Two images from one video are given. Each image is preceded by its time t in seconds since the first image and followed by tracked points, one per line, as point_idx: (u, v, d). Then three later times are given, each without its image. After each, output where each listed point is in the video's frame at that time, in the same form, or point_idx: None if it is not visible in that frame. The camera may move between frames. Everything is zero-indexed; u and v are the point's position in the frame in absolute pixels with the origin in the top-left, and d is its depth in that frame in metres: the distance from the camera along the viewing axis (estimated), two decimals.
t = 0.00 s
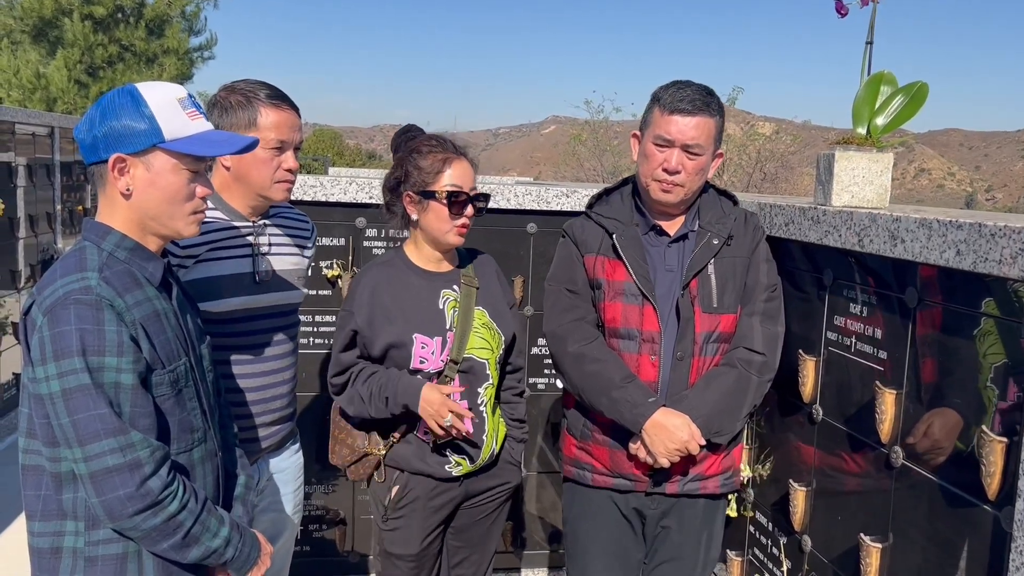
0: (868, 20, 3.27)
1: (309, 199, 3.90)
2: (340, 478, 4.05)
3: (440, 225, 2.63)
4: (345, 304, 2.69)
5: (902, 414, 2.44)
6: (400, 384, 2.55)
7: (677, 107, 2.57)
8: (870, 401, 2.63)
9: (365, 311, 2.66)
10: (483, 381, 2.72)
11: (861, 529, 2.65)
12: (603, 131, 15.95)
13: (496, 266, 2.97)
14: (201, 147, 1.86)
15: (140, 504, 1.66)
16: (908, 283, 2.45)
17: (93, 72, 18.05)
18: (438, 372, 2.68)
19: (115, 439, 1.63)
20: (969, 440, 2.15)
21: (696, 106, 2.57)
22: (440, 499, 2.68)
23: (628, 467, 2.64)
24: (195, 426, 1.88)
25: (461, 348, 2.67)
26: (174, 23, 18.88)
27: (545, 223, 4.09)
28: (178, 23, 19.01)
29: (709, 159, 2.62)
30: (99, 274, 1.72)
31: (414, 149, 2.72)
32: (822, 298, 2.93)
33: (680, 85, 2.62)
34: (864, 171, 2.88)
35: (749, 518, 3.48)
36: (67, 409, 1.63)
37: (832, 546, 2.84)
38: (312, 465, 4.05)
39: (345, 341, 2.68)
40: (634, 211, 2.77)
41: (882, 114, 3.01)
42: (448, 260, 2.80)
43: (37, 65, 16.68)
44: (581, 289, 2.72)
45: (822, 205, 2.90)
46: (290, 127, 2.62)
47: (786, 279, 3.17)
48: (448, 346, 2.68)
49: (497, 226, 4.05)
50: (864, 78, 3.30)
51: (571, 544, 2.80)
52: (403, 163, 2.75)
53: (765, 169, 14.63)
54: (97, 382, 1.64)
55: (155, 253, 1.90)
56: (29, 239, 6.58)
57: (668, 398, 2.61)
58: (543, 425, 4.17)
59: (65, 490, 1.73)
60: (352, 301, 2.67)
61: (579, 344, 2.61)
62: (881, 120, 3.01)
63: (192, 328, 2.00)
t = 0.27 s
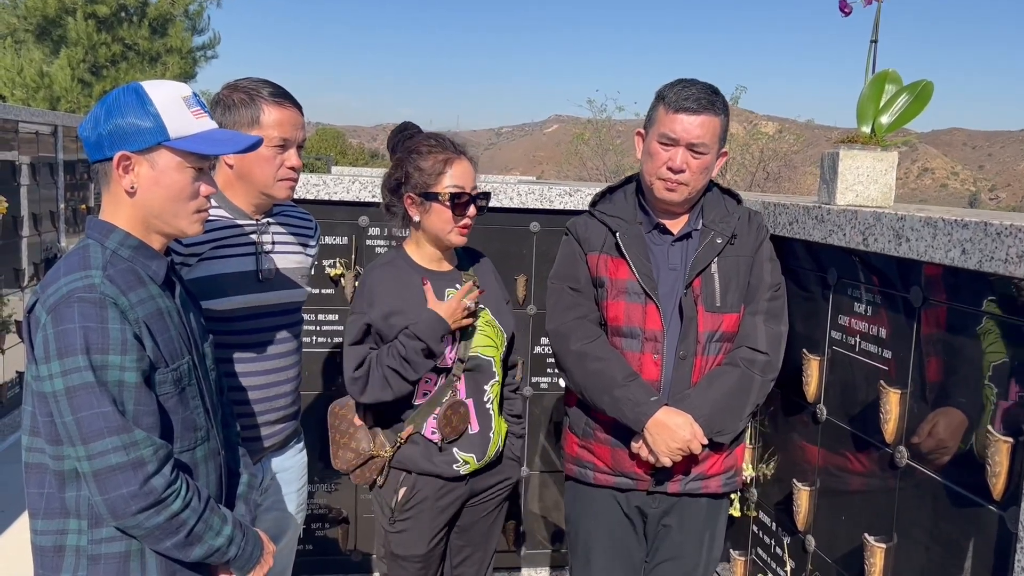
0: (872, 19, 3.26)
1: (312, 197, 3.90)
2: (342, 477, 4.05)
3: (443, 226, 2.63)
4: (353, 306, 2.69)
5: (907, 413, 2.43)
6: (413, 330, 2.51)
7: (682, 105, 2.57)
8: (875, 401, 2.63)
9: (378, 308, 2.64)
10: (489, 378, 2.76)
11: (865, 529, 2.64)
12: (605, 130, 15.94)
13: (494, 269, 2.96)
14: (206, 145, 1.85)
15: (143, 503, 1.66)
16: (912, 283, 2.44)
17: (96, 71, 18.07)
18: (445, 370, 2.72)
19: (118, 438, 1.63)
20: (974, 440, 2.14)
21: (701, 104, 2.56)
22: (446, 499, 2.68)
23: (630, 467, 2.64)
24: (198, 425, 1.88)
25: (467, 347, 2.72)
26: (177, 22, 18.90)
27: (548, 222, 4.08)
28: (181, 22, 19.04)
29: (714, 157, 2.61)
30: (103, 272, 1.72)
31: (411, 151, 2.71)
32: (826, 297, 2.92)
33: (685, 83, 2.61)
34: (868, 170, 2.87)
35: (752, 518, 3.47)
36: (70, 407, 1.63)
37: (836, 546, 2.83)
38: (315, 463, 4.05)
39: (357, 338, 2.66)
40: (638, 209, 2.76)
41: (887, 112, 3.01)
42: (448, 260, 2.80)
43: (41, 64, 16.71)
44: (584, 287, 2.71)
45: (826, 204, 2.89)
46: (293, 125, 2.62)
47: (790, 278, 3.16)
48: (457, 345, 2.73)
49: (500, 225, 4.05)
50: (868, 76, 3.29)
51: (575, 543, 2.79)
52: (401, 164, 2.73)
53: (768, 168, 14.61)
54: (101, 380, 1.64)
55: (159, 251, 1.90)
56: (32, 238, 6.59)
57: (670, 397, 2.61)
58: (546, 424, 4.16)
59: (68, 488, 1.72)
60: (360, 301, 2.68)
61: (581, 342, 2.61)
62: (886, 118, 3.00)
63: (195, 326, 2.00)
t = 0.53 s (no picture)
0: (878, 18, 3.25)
1: (316, 197, 3.89)
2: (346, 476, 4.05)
3: (445, 223, 2.63)
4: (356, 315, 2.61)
5: (913, 414, 2.42)
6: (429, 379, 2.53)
7: (687, 105, 2.56)
8: (880, 401, 2.61)
9: (383, 318, 2.59)
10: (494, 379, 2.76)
11: (871, 529, 2.63)
12: (609, 130, 15.91)
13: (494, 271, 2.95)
14: (214, 145, 1.86)
15: (147, 502, 1.65)
16: (918, 282, 2.43)
17: (100, 70, 18.10)
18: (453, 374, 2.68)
19: (122, 438, 1.63)
20: (981, 440, 2.13)
21: (706, 104, 2.55)
22: (453, 499, 2.68)
23: (634, 466, 2.63)
24: (202, 425, 1.88)
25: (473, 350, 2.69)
26: (181, 21, 18.92)
27: (552, 221, 4.08)
28: (185, 21, 19.06)
29: (719, 157, 2.60)
30: (107, 271, 1.72)
31: (408, 151, 2.72)
32: (832, 297, 2.91)
33: (690, 82, 2.60)
34: (874, 169, 2.86)
35: (757, 518, 3.47)
36: (75, 407, 1.63)
37: (842, 547, 2.82)
38: (319, 462, 4.05)
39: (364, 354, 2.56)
40: (642, 208, 2.75)
41: (894, 112, 2.99)
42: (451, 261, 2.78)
43: (46, 64, 16.74)
44: (588, 287, 2.71)
45: (832, 203, 2.88)
46: (297, 123, 2.61)
47: (796, 278, 3.15)
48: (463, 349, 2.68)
49: (504, 225, 4.04)
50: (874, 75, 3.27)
51: (579, 543, 2.79)
52: (398, 166, 2.73)
53: (772, 168, 14.58)
54: (105, 380, 1.63)
55: (163, 250, 1.90)
56: (37, 237, 6.60)
57: (675, 396, 2.60)
58: (550, 423, 4.16)
59: (72, 488, 1.72)
60: (365, 312, 2.60)
61: (585, 341, 2.60)
62: (892, 117, 2.99)
63: (199, 326, 2.00)
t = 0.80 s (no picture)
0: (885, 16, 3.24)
1: (322, 196, 3.89)
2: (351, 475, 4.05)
3: (446, 226, 2.61)
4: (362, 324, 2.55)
5: (920, 414, 2.41)
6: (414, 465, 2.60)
7: (694, 104, 2.55)
8: (887, 401, 2.61)
9: (387, 328, 2.55)
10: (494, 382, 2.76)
11: (878, 529, 2.63)
12: (613, 129, 15.90)
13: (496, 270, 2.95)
14: (227, 145, 1.87)
15: (152, 502, 1.65)
16: (925, 282, 2.42)
17: (105, 70, 18.13)
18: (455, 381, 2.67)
19: (128, 437, 1.63)
20: (989, 440, 2.12)
21: (713, 103, 2.55)
22: (452, 500, 2.70)
23: (639, 464, 2.62)
24: (208, 423, 1.88)
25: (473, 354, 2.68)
26: (186, 21, 18.96)
27: (557, 220, 4.07)
28: (189, 21, 19.09)
29: (726, 156, 2.60)
30: (113, 271, 1.72)
31: (401, 156, 2.69)
32: (838, 296, 2.90)
33: (696, 82, 2.60)
34: (881, 168, 2.86)
35: (763, 518, 3.46)
36: (80, 406, 1.63)
37: (848, 547, 2.82)
38: (324, 461, 4.05)
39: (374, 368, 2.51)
40: (648, 206, 2.75)
41: (901, 111, 2.98)
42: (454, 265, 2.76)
43: (51, 64, 16.78)
44: (594, 285, 2.71)
45: (838, 202, 2.87)
46: (302, 121, 2.61)
47: (802, 277, 3.14)
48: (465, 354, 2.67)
49: (509, 224, 4.04)
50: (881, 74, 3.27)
51: (584, 541, 2.79)
52: (393, 172, 2.71)
53: (776, 167, 14.56)
54: (110, 380, 1.64)
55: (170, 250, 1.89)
56: (42, 236, 6.62)
57: (680, 395, 2.60)
58: (555, 423, 4.16)
59: (78, 487, 1.73)
60: (373, 321, 2.54)
61: (591, 340, 2.60)
62: (899, 117, 2.98)
63: (204, 324, 2.00)
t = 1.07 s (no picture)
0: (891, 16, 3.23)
1: (326, 196, 3.90)
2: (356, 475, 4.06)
3: (454, 238, 2.57)
4: (366, 328, 2.55)
5: (925, 414, 2.41)
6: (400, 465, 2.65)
7: (700, 104, 2.54)
8: (893, 401, 2.60)
9: (390, 336, 2.54)
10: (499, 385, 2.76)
11: (883, 529, 2.62)
12: (617, 129, 15.88)
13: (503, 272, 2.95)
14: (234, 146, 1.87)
15: (158, 501, 1.66)
16: (931, 282, 2.41)
17: (110, 70, 18.17)
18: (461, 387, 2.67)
19: (134, 437, 1.64)
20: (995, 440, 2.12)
21: (720, 103, 2.54)
22: (456, 500, 2.70)
23: (642, 463, 2.62)
24: (213, 423, 1.89)
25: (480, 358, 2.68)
26: (190, 21, 19.00)
27: (562, 221, 4.07)
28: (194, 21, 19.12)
29: (732, 157, 2.59)
30: (119, 270, 1.72)
31: (411, 163, 2.63)
32: (844, 296, 2.90)
33: (702, 82, 2.59)
34: (887, 168, 2.85)
35: (768, 518, 3.45)
36: (87, 405, 1.63)
37: (853, 547, 2.81)
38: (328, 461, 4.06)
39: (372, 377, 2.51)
40: (653, 206, 2.75)
41: (906, 111, 2.97)
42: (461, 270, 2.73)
43: (55, 64, 16.82)
44: (597, 284, 2.70)
45: (844, 202, 2.87)
46: (305, 144, 2.56)
47: (807, 278, 3.14)
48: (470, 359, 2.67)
49: (513, 224, 4.04)
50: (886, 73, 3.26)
51: (588, 542, 2.79)
52: (401, 178, 2.65)
53: (780, 168, 14.53)
54: (117, 379, 1.64)
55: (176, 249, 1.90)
56: (48, 236, 6.63)
57: (684, 395, 2.60)
58: (559, 423, 4.16)
59: (84, 486, 1.73)
60: (376, 326, 2.54)
61: (595, 339, 2.60)
62: (904, 117, 2.97)
63: (209, 324, 2.00)
